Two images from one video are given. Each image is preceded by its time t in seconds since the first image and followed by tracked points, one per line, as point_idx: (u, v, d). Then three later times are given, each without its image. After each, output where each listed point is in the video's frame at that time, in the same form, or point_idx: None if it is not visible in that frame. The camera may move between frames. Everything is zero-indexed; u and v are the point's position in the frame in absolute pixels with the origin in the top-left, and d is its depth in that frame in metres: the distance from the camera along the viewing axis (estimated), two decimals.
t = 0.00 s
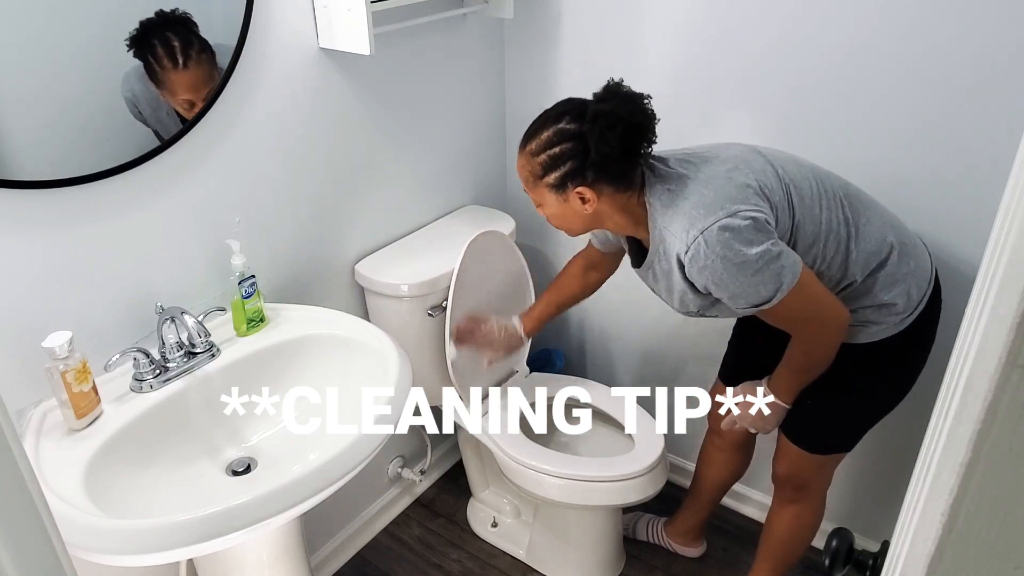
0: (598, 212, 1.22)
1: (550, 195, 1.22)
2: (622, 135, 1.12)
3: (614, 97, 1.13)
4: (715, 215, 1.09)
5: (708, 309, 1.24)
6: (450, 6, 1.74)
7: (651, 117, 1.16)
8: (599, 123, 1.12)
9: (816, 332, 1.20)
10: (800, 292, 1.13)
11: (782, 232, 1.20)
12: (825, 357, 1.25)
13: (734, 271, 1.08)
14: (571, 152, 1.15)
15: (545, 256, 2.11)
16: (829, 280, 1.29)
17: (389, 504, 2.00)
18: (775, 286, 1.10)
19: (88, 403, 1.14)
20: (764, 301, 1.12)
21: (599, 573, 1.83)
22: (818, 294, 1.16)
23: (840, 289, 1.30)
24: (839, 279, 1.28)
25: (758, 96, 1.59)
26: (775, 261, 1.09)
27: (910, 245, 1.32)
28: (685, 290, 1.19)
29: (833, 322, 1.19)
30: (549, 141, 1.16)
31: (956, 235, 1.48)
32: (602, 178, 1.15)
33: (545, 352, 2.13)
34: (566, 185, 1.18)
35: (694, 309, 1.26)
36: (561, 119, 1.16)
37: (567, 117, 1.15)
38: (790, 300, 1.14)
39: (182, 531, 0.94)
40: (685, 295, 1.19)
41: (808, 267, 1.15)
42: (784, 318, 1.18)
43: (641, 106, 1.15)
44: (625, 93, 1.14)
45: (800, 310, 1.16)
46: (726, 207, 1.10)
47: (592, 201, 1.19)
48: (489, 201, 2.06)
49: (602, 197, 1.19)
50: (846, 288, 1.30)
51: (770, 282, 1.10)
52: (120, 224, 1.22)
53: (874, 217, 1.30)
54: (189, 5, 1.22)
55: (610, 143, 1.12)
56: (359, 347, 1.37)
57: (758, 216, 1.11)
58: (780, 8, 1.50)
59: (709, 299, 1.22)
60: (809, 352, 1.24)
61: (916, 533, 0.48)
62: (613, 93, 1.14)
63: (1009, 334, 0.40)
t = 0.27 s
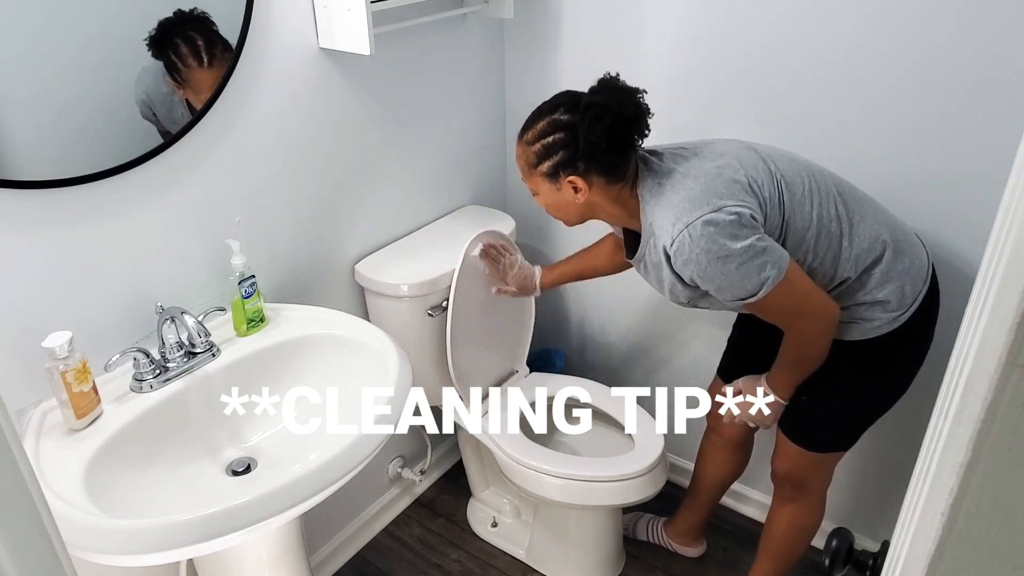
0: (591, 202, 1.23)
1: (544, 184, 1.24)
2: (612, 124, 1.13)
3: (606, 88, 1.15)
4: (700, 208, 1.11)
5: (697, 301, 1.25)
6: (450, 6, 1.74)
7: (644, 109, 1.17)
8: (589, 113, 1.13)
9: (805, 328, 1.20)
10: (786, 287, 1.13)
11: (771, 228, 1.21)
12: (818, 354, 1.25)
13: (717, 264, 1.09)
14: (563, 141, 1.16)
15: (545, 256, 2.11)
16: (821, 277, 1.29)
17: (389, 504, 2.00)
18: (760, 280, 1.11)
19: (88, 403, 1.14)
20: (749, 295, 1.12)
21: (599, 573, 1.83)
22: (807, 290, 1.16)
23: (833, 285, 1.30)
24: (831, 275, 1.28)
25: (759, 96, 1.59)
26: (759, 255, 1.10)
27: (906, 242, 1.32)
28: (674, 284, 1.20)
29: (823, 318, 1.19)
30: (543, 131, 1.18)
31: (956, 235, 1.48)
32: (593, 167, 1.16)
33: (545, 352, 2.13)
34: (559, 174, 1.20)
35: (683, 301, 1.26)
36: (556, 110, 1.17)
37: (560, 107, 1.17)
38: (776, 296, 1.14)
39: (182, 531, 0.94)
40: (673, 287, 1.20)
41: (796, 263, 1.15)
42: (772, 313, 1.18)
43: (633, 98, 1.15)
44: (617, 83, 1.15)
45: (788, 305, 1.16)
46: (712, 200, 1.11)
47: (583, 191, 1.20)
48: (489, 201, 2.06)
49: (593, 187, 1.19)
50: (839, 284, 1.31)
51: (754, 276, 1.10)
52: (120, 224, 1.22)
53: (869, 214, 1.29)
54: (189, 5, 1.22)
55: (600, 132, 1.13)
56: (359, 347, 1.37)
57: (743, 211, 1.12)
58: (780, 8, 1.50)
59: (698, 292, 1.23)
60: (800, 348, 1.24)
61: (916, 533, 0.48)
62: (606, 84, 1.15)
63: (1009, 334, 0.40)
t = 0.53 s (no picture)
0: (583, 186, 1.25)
1: (537, 168, 1.26)
2: (598, 107, 1.15)
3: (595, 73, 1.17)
4: (685, 195, 1.11)
5: (686, 290, 1.25)
6: (450, 6, 1.74)
7: (634, 93, 1.18)
8: (577, 96, 1.16)
9: (789, 320, 1.19)
10: (769, 278, 1.13)
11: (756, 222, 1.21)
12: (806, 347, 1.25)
13: (699, 251, 1.09)
14: (552, 124, 1.19)
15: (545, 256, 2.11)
16: (809, 273, 1.29)
17: (389, 504, 2.00)
18: (741, 270, 1.10)
19: (88, 403, 1.14)
20: (731, 284, 1.12)
21: (599, 573, 1.83)
22: (790, 281, 1.15)
23: (821, 280, 1.31)
24: (818, 269, 1.28)
25: (759, 96, 1.59)
26: (740, 244, 1.09)
27: (896, 239, 1.31)
28: (661, 273, 1.20)
29: (807, 309, 1.19)
30: (535, 115, 1.21)
31: (956, 235, 1.48)
32: (581, 150, 1.18)
33: (545, 352, 2.13)
34: (550, 157, 1.22)
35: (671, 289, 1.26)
36: (547, 95, 1.20)
37: (552, 91, 1.20)
38: (759, 286, 1.13)
39: (182, 530, 0.94)
40: (660, 274, 1.20)
41: (781, 255, 1.15)
42: (755, 304, 1.18)
43: (622, 83, 1.17)
44: (606, 68, 1.17)
45: (771, 296, 1.15)
46: (697, 188, 1.12)
47: (573, 174, 1.22)
48: (489, 201, 2.06)
49: (583, 170, 1.21)
50: (827, 279, 1.31)
51: (735, 265, 1.10)
52: (120, 224, 1.22)
53: (859, 209, 1.29)
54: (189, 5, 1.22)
55: (585, 114, 1.15)
56: (360, 347, 1.37)
57: (728, 201, 1.13)
58: (780, 8, 1.50)
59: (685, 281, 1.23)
60: (787, 341, 1.24)
61: (916, 533, 0.48)
62: (595, 69, 1.17)
63: (1009, 334, 0.40)
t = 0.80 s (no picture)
0: (577, 188, 1.25)
1: (531, 171, 1.27)
2: (587, 107, 1.16)
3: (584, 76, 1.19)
4: (672, 191, 1.12)
5: (680, 289, 1.25)
6: (450, 6, 1.74)
7: (622, 97, 1.20)
8: (566, 97, 1.17)
9: (780, 317, 1.19)
10: (757, 274, 1.13)
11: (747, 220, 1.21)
12: (799, 343, 1.25)
13: (685, 245, 1.09)
14: (543, 126, 1.20)
15: (545, 256, 2.11)
16: (801, 270, 1.29)
17: (389, 504, 2.00)
18: (729, 265, 1.10)
19: (88, 403, 1.14)
20: (719, 279, 1.12)
21: (599, 573, 1.83)
22: (781, 278, 1.15)
23: (812, 278, 1.31)
24: (809, 268, 1.29)
25: (759, 96, 1.59)
26: (727, 239, 1.09)
27: (889, 237, 1.31)
28: (653, 270, 1.20)
29: (798, 305, 1.18)
30: (527, 118, 1.22)
31: (956, 235, 1.48)
32: (572, 150, 1.19)
33: (545, 352, 2.13)
34: (543, 159, 1.22)
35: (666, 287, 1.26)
36: (538, 99, 1.22)
37: (543, 95, 1.22)
38: (748, 282, 1.13)
39: (182, 530, 0.94)
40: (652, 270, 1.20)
41: (771, 251, 1.14)
42: (745, 301, 1.17)
43: (610, 86, 1.19)
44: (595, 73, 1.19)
45: (760, 292, 1.15)
46: (685, 184, 1.13)
47: (566, 175, 1.22)
48: (488, 201, 2.06)
49: (575, 171, 1.22)
50: (819, 277, 1.31)
51: (722, 259, 1.10)
52: (120, 224, 1.22)
53: (851, 207, 1.29)
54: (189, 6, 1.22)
55: (573, 113, 1.16)
56: (359, 347, 1.37)
57: (717, 197, 1.13)
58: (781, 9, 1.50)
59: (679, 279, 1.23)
60: (778, 339, 1.24)
61: (916, 533, 0.48)
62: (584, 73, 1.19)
63: (1010, 334, 0.40)
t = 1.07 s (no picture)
0: (582, 179, 1.25)
1: (536, 162, 1.27)
2: (592, 95, 1.16)
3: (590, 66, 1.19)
4: (676, 185, 1.12)
5: (681, 285, 1.25)
6: (450, 6, 1.74)
7: (627, 88, 1.20)
8: (572, 85, 1.17)
9: (781, 314, 1.19)
10: (759, 270, 1.12)
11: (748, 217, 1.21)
12: (800, 339, 1.25)
13: (687, 239, 1.09)
14: (549, 115, 1.20)
15: (545, 256, 2.11)
16: (801, 268, 1.30)
17: (389, 504, 2.00)
18: (731, 261, 1.10)
19: (88, 403, 1.14)
20: (720, 275, 1.12)
21: (599, 573, 1.83)
22: (782, 275, 1.15)
23: (813, 276, 1.31)
24: (810, 266, 1.29)
25: (759, 96, 1.59)
26: (730, 235, 1.09)
27: (889, 236, 1.31)
28: (655, 264, 1.20)
29: (799, 303, 1.18)
30: (533, 108, 1.23)
31: (955, 235, 1.48)
32: (577, 139, 1.19)
33: (545, 352, 2.13)
34: (548, 149, 1.22)
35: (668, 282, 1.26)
36: (545, 90, 1.22)
37: (549, 86, 1.22)
38: (749, 279, 1.13)
39: (182, 530, 0.94)
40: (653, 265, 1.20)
41: (773, 249, 1.14)
42: (746, 298, 1.17)
43: (615, 77, 1.19)
44: (601, 63, 1.19)
45: (761, 289, 1.15)
46: (689, 179, 1.13)
47: (572, 165, 1.22)
48: (488, 201, 2.06)
49: (580, 161, 1.22)
50: (819, 275, 1.31)
51: (724, 255, 1.10)
52: (120, 224, 1.22)
53: (852, 205, 1.29)
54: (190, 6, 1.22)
55: (578, 100, 1.16)
56: (360, 347, 1.37)
57: (720, 193, 1.13)
58: (781, 9, 1.50)
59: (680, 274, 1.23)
60: (779, 336, 1.24)
61: (916, 533, 0.48)
62: (590, 63, 1.19)
63: (1010, 334, 0.40)
